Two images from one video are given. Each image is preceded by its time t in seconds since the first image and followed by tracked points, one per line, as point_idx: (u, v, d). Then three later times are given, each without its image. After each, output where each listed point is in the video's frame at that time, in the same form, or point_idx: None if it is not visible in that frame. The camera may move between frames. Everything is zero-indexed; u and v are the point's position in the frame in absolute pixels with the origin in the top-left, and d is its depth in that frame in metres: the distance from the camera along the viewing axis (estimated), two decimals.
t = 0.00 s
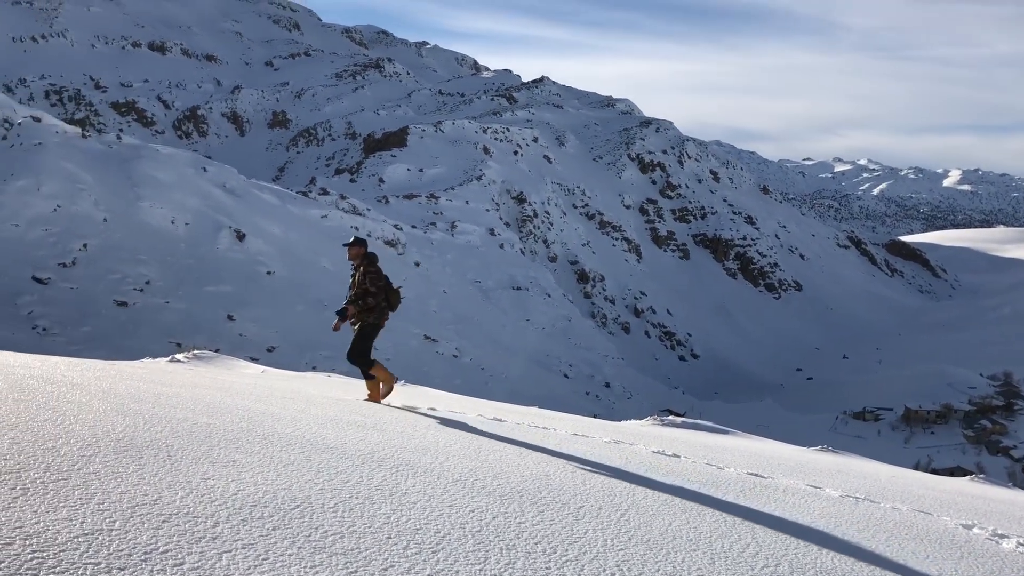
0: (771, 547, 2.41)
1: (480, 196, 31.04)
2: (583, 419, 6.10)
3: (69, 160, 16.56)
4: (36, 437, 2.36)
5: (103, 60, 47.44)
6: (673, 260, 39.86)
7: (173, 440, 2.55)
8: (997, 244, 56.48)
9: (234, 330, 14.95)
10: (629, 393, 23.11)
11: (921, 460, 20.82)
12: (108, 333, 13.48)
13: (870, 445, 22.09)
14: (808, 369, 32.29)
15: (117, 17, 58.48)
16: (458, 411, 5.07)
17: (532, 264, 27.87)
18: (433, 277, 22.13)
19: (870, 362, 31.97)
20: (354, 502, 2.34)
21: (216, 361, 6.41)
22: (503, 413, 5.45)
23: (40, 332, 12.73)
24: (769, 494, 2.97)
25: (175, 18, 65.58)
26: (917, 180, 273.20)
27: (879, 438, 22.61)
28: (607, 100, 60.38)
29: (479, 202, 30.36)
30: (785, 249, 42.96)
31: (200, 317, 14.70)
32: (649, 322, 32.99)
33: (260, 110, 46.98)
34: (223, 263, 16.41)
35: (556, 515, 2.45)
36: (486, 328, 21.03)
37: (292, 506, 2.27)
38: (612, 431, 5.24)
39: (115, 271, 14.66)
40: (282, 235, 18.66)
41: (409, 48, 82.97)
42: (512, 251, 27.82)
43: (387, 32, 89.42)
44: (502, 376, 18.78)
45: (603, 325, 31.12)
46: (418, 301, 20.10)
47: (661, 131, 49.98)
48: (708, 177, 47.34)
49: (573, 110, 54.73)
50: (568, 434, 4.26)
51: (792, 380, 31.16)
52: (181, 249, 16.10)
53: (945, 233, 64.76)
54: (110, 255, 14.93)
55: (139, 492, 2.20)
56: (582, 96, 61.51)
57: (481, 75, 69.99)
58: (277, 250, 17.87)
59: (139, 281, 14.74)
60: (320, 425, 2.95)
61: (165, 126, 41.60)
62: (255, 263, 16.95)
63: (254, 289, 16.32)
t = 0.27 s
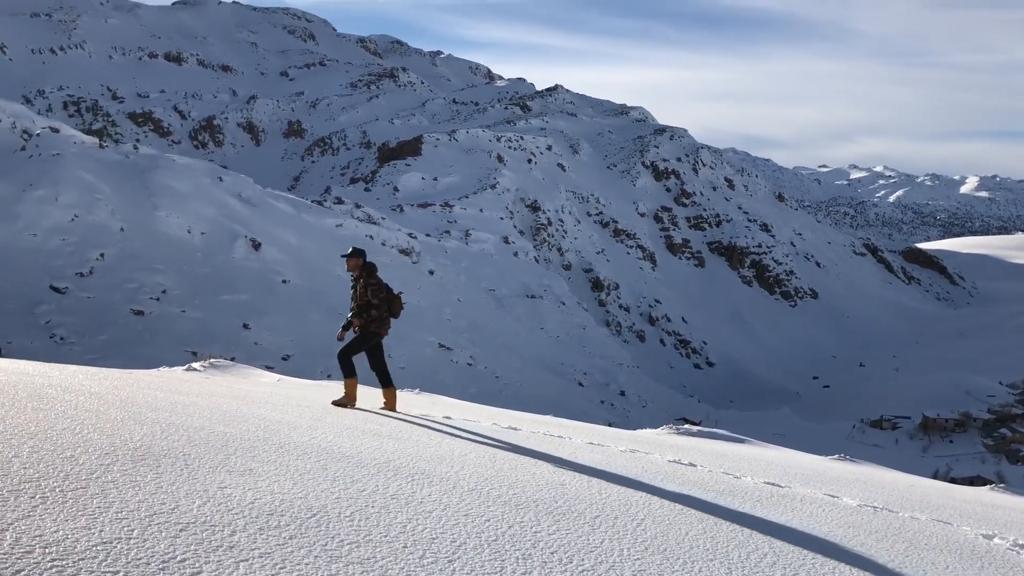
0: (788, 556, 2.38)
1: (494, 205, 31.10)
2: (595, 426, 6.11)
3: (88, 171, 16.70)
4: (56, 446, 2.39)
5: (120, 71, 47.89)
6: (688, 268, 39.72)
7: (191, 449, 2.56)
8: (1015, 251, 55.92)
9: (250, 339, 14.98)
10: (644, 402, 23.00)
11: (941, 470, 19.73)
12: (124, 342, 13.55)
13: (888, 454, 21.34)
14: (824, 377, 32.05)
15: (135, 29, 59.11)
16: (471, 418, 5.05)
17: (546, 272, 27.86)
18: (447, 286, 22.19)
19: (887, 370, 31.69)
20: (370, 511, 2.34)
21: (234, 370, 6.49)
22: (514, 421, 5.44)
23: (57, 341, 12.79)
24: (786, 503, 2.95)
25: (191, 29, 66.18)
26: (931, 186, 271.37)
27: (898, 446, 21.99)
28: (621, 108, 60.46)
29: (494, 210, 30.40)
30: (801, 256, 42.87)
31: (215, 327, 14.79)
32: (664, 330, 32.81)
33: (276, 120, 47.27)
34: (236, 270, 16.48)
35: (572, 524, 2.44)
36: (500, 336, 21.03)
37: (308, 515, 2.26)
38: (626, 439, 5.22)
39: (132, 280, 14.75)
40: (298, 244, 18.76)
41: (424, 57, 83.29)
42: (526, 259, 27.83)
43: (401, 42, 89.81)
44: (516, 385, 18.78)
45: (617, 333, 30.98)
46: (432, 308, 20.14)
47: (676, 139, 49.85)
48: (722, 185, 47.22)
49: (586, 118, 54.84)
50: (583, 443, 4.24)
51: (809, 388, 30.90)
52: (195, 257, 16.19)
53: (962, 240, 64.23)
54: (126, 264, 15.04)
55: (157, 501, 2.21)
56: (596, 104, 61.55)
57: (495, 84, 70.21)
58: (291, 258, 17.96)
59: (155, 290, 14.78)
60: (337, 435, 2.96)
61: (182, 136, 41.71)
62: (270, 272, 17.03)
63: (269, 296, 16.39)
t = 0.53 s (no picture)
0: (813, 570, 2.35)
1: (511, 215, 31.17)
2: (608, 438, 6.12)
3: (109, 185, 16.91)
4: (80, 459, 2.42)
5: (141, 85, 48.51)
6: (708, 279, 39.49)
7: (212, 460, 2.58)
8: None
9: (269, 350, 15.04)
10: (663, 414, 22.87)
11: (961, 484, 18.94)
12: (144, 352, 13.69)
13: (908, 467, 21.05)
14: (845, 389, 31.83)
15: (156, 43, 59.86)
16: (487, 430, 5.04)
17: (563, 283, 27.88)
18: (465, 298, 22.30)
19: (908, 382, 31.38)
20: (390, 523, 2.34)
21: (254, 381, 6.63)
22: (528, 432, 5.43)
23: (78, 352, 12.94)
24: (808, 517, 2.92)
25: (212, 43, 66.96)
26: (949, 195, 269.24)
27: (920, 459, 21.65)
28: (638, 119, 60.56)
29: (511, 221, 30.49)
30: (820, 267, 42.79)
31: (233, 338, 14.86)
32: (682, 342, 32.70)
33: (295, 133, 47.65)
34: (254, 280, 16.58)
35: (592, 538, 2.42)
36: (517, 348, 21.09)
37: (328, 527, 2.26)
38: (644, 452, 5.19)
39: (153, 292, 14.89)
40: (317, 255, 18.92)
41: (441, 69, 83.78)
42: (544, 270, 27.85)
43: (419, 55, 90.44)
44: (533, 396, 18.79)
45: (636, 344, 30.73)
46: (450, 319, 20.24)
47: (693, 150, 49.93)
48: (741, 196, 47.04)
49: (603, 130, 55.01)
50: (599, 457, 4.22)
51: (829, 400, 30.66)
52: (214, 267, 16.29)
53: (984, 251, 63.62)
54: (147, 276, 15.18)
55: (178, 511, 2.22)
56: (613, 116, 61.67)
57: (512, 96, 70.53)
58: (310, 269, 18.10)
59: (176, 302, 14.89)
60: (357, 447, 2.97)
61: (202, 149, 41.84)
62: (290, 283, 17.11)
63: (288, 306, 16.44)
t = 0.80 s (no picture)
0: None
1: (531, 227, 31.23)
2: (632, 453, 6.08)
3: (132, 197, 17.09)
4: (102, 470, 2.43)
5: (164, 98, 49.16)
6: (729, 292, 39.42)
7: (234, 471, 2.58)
8: None
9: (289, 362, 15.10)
10: (684, 426, 22.70)
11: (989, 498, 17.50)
12: (166, 364, 13.77)
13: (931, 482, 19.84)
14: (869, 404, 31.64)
15: (180, 58, 60.80)
16: (508, 443, 5.02)
17: (582, 295, 27.87)
18: (484, 310, 22.44)
19: (932, 396, 30.99)
20: (410, 537, 2.32)
21: (275, 394, 6.72)
22: (549, 445, 5.40)
23: (100, 363, 13.10)
24: (832, 533, 2.89)
25: (234, 57, 67.79)
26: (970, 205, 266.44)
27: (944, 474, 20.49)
28: (658, 131, 60.61)
29: (530, 233, 30.55)
30: (842, 280, 42.28)
31: (254, 350, 14.95)
32: (703, 354, 32.67)
33: (316, 145, 48.05)
34: (273, 291, 16.70)
35: (613, 553, 2.40)
36: (537, 359, 21.20)
37: (349, 540, 2.25)
38: (666, 466, 5.14)
39: (175, 303, 15.01)
40: (336, 267, 19.08)
41: (461, 83, 84.33)
42: (563, 282, 27.85)
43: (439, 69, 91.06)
44: (553, 408, 18.80)
45: (656, 357, 30.86)
46: (469, 332, 20.36)
47: (714, 161, 50.26)
48: (762, 208, 46.67)
49: (623, 142, 55.13)
50: (622, 471, 4.17)
51: (853, 415, 30.44)
52: (233, 278, 16.42)
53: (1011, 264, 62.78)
54: (168, 287, 15.32)
55: (198, 524, 2.22)
56: (633, 128, 61.79)
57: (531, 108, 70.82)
58: (330, 282, 18.24)
59: (197, 314, 15.03)
60: (378, 460, 2.97)
61: (224, 161, 42.23)
62: (310, 295, 17.31)
63: (309, 319, 16.57)
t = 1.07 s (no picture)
0: None
1: (550, 237, 31.28)
2: (651, 464, 6.06)
3: (154, 207, 17.36)
4: (125, 479, 2.44)
5: (186, 109, 49.78)
6: (749, 303, 39.34)
7: (254, 481, 2.58)
8: None
9: (308, 372, 15.29)
10: (703, 438, 22.60)
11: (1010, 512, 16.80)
12: (187, 373, 13.91)
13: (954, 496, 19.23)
14: (892, 416, 31.35)
15: (203, 69, 61.56)
16: (527, 454, 5.00)
17: (602, 305, 27.88)
18: (502, 320, 22.47)
19: (956, 408, 30.68)
20: (430, 548, 2.32)
21: (294, 403, 6.75)
22: (567, 456, 5.38)
23: (122, 371, 13.25)
24: (855, 547, 2.86)
25: (256, 68, 68.54)
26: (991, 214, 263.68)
27: (968, 487, 19.84)
28: (678, 141, 60.63)
29: (549, 243, 30.63)
30: (864, 291, 42.07)
31: (272, 360, 15.10)
32: (723, 365, 32.66)
33: (335, 155, 48.29)
34: (291, 301, 16.88)
35: (632, 565, 2.38)
36: (555, 370, 21.15)
37: (368, 551, 2.24)
38: (686, 478, 5.11)
39: (196, 312, 15.18)
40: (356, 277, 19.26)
41: (480, 94, 84.83)
42: (582, 292, 27.86)
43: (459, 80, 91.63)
44: (572, 419, 18.78)
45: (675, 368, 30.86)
46: (488, 343, 20.48)
47: (734, 172, 50.25)
48: (783, 219, 46.45)
49: (642, 152, 55.27)
50: (641, 482, 4.14)
51: (876, 428, 30.14)
52: (254, 288, 16.61)
53: None
54: (190, 297, 15.52)
55: (219, 533, 2.22)
56: (652, 139, 61.87)
57: (550, 119, 71.06)
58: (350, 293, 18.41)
59: (218, 323, 15.22)
60: (397, 470, 2.97)
61: (245, 172, 42.64)
62: (329, 305, 17.51)
63: (328, 331, 16.74)
